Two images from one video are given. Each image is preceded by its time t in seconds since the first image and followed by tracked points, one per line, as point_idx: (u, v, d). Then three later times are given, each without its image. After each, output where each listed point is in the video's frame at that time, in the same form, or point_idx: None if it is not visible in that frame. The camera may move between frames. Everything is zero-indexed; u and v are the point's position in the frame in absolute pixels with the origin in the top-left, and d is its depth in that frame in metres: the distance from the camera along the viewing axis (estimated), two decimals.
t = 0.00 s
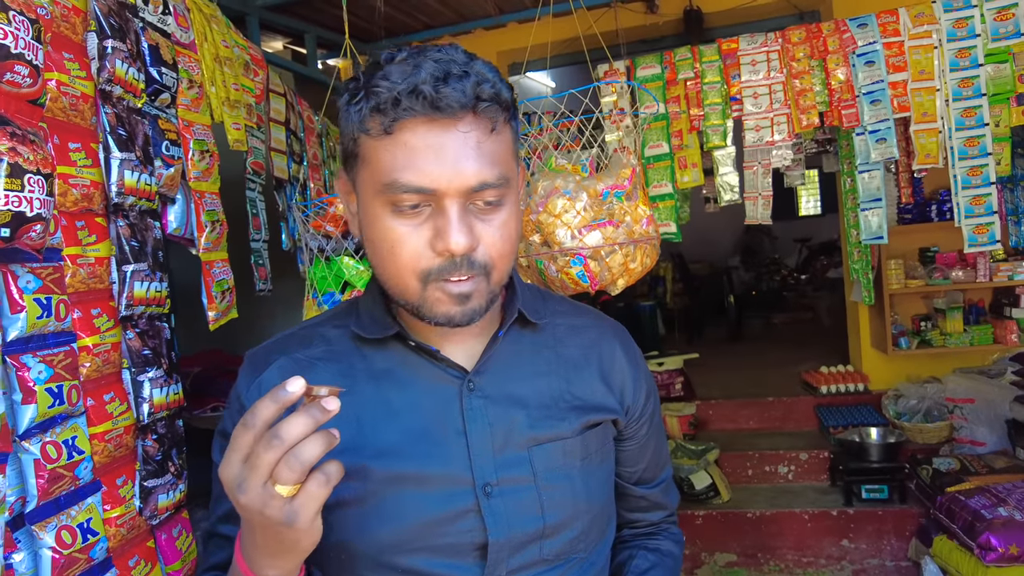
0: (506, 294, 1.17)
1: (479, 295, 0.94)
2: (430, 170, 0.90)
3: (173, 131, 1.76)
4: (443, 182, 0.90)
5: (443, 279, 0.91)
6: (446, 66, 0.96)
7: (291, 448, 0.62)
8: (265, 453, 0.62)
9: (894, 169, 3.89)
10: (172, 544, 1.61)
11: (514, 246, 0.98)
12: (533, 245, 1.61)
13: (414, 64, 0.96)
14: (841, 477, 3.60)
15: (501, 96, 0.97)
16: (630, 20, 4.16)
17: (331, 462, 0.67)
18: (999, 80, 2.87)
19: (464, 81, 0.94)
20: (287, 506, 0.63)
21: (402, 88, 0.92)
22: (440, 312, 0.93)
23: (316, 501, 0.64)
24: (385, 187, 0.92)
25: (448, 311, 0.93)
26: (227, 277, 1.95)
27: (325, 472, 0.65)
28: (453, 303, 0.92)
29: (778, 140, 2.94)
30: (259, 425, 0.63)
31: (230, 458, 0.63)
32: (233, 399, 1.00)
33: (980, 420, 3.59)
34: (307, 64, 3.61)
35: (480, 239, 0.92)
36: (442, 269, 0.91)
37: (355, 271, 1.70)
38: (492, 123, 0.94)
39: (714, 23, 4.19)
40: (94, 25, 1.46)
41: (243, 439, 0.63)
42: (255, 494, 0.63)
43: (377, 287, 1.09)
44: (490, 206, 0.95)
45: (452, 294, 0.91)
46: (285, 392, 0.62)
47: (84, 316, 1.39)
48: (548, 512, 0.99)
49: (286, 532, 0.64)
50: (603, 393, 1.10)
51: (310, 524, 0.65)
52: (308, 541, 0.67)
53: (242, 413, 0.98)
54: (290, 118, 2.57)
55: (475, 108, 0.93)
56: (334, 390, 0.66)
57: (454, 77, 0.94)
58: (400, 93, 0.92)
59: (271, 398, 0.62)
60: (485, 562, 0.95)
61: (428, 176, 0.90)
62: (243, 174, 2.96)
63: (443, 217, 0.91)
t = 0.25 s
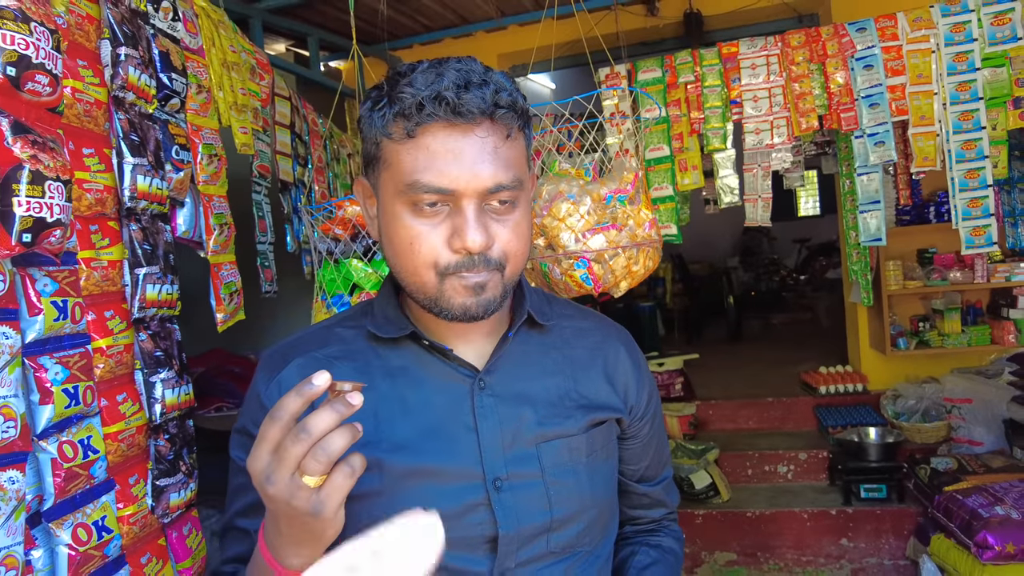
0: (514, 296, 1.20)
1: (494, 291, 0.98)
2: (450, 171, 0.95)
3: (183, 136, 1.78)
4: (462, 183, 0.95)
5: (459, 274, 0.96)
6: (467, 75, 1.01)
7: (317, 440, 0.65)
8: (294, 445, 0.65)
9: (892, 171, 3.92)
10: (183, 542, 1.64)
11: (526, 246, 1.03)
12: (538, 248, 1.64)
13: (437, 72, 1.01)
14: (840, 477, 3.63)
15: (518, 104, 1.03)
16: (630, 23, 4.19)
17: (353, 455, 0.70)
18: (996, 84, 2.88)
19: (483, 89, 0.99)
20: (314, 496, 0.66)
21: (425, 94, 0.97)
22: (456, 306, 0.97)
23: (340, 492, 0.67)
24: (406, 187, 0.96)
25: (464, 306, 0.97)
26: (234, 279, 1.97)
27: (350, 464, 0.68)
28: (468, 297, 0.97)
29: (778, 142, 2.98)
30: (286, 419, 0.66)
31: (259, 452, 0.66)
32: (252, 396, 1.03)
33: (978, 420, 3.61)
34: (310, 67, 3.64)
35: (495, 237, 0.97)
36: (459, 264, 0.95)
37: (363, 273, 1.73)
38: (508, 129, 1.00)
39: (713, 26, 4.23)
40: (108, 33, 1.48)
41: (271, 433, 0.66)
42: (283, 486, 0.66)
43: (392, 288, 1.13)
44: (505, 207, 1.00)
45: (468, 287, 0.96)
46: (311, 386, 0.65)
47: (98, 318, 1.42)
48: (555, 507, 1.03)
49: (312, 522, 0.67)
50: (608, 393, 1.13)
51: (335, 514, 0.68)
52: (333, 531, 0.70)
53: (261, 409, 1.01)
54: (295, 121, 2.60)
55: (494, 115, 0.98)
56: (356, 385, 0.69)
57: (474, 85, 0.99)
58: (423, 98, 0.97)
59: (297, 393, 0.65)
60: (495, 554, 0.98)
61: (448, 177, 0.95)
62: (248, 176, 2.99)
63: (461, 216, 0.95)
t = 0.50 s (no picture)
0: (515, 292, 1.23)
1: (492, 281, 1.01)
2: (448, 163, 0.99)
3: (187, 136, 1.81)
4: (460, 174, 0.99)
5: (458, 263, 0.99)
6: (466, 72, 1.05)
7: (328, 426, 0.68)
8: (306, 431, 0.68)
9: (890, 170, 3.94)
10: (187, 536, 1.66)
11: (524, 238, 1.06)
12: (537, 246, 1.66)
13: (437, 70, 1.06)
14: (839, 475, 3.64)
15: (515, 100, 1.06)
16: (629, 23, 4.21)
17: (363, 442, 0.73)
18: (993, 84, 2.90)
19: (481, 86, 1.03)
20: (325, 480, 0.69)
21: (424, 90, 1.02)
22: (455, 295, 1.00)
23: (350, 477, 0.70)
24: (407, 180, 1.01)
25: (462, 295, 1.00)
26: (237, 278, 2.00)
27: (358, 450, 0.71)
28: (467, 286, 1.00)
29: (777, 142, 3.00)
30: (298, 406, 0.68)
31: (272, 437, 0.69)
32: (260, 385, 1.06)
33: (975, 419, 3.65)
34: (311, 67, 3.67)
35: (493, 227, 1.00)
36: (457, 253, 0.99)
37: (367, 271, 1.75)
38: (505, 123, 1.04)
39: (712, 26, 4.25)
40: (114, 34, 1.51)
41: (284, 420, 0.69)
42: (295, 470, 0.68)
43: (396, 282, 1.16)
44: (502, 199, 1.03)
45: (466, 276, 0.99)
46: (324, 374, 0.67)
47: (104, 315, 1.44)
48: (555, 496, 1.05)
49: (323, 506, 0.70)
50: (606, 386, 1.16)
51: (345, 497, 0.70)
52: (342, 515, 0.72)
53: (269, 397, 1.03)
54: (297, 122, 2.62)
55: (491, 109, 1.02)
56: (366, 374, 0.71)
57: (472, 81, 1.04)
58: (422, 93, 1.01)
59: (310, 380, 0.68)
60: (495, 541, 1.00)
61: (446, 169, 0.99)
62: (251, 175, 3.01)
63: (459, 207, 0.99)
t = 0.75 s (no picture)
0: (517, 288, 1.23)
1: (492, 276, 1.01)
2: (448, 156, 0.99)
3: (188, 134, 1.80)
4: (460, 168, 0.99)
5: (458, 257, 0.99)
6: (466, 67, 1.06)
7: (325, 434, 0.66)
8: (302, 438, 0.66)
9: (893, 169, 3.93)
10: (188, 534, 1.66)
11: (524, 234, 1.06)
12: (539, 244, 1.66)
13: (438, 65, 1.06)
14: (842, 475, 3.63)
15: (515, 95, 1.07)
16: (631, 22, 4.21)
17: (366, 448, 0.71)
18: (996, 82, 2.91)
19: (480, 80, 1.03)
20: (321, 487, 0.68)
21: (424, 84, 1.02)
22: (455, 290, 1.00)
23: (347, 486, 0.68)
24: (407, 174, 1.01)
25: (462, 290, 1.00)
26: (239, 276, 2.00)
27: (358, 459, 0.69)
28: (467, 281, 0.99)
29: (778, 141, 2.98)
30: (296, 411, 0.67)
31: (272, 439, 0.68)
32: (263, 378, 1.05)
33: (979, 418, 3.64)
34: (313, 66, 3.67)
35: (494, 221, 1.00)
36: (457, 247, 0.98)
37: (368, 268, 1.75)
38: (505, 118, 1.04)
39: (714, 25, 4.24)
40: (115, 31, 1.51)
41: (283, 423, 0.68)
42: (292, 474, 0.68)
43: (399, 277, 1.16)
44: (503, 194, 1.03)
45: (466, 271, 0.98)
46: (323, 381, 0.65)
47: (104, 313, 1.44)
48: (556, 490, 1.04)
49: (321, 510, 0.69)
50: (607, 383, 1.15)
51: (342, 504, 0.69)
52: (343, 519, 0.71)
53: (272, 391, 1.03)
54: (298, 120, 2.62)
55: (491, 103, 1.02)
56: (371, 380, 0.68)
57: (472, 76, 1.04)
58: (422, 87, 1.01)
59: (308, 386, 0.66)
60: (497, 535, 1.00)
61: (446, 162, 0.99)
62: (253, 174, 3.01)
63: (459, 200, 0.99)
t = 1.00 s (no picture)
0: (519, 286, 1.23)
1: (493, 271, 1.01)
2: (449, 151, 0.99)
3: (189, 131, 1.81)
4: (461, 162, 0.99)
5: (458, 251, 0.99)
6: (467, 61, 1.06)
7: (329, 414, 0.67)
8: (307, 417, 0.67)
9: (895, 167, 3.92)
10: (189, 532, 1.66)
11: (525, 229, 1.06)
12: (539, 241, 1.65)
13: (439, 59, 1.06)
14: (844, 473, 3.63)
15: (515, 88, 1.07)
16: (633, 20, 4.20)
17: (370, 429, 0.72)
18: (998, 79, 2.91)
19: (481, 74, 1.03)
20: (325, 466, 0.69)
21: (425, 79, 1.02)
22: (456, 286, 1.00)
23: (351, 465, 0.69)
24: (409, 169, 1.01)
25: (463, 286, 1.00)
26: (240, 274, 2.00)
27: (362, 440, 0.69)
28: (468, 276, 0.99)
29: (780, 139, 2.98)
30: (301, 392, 0.68)
31: (279, 420, 0.69)
32: (266, 373, 1.06)
33: (981, 416, 3.64)
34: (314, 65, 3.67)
35: (494, 216, 1.00)
36: (458, 242, 0.99)
37: (368, 266, 1.75)
38: (506, 113, 1.04)
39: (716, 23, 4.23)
40: (115, 29, 1.51)
41: (288, 403, 0.68)
42: (297, 454, 0.68)
43: (403, 273, 1.16)
44: (503, 189, 1.03)
45: (468, 265, 0.99)
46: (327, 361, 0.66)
47: (105, 310, 1.44)
48: (558, 486, 1.04)
49: (325, 490, 0.70)
50: (608, 380, 1.15)
51: (346, 484, 0.70)
52: (347, 500, 0.72)
53: (276, 385, 1.03)
54: (299, 119, 2.62)
55: (491, 98, 1.02)
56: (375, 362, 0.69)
57: (472, 70, 1.04)
58: (423, 82, 1.01)
59: (313, 367, 0.67)
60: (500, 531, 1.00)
61: (447, 157, 0.99)
62: (254, 173, 3.02)
63: (461, 195, 0.99)
